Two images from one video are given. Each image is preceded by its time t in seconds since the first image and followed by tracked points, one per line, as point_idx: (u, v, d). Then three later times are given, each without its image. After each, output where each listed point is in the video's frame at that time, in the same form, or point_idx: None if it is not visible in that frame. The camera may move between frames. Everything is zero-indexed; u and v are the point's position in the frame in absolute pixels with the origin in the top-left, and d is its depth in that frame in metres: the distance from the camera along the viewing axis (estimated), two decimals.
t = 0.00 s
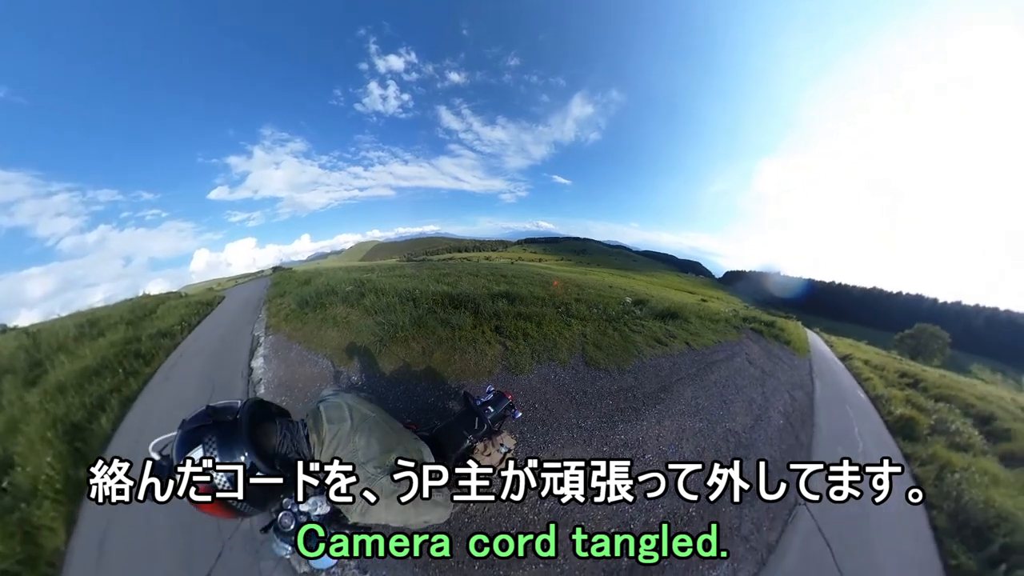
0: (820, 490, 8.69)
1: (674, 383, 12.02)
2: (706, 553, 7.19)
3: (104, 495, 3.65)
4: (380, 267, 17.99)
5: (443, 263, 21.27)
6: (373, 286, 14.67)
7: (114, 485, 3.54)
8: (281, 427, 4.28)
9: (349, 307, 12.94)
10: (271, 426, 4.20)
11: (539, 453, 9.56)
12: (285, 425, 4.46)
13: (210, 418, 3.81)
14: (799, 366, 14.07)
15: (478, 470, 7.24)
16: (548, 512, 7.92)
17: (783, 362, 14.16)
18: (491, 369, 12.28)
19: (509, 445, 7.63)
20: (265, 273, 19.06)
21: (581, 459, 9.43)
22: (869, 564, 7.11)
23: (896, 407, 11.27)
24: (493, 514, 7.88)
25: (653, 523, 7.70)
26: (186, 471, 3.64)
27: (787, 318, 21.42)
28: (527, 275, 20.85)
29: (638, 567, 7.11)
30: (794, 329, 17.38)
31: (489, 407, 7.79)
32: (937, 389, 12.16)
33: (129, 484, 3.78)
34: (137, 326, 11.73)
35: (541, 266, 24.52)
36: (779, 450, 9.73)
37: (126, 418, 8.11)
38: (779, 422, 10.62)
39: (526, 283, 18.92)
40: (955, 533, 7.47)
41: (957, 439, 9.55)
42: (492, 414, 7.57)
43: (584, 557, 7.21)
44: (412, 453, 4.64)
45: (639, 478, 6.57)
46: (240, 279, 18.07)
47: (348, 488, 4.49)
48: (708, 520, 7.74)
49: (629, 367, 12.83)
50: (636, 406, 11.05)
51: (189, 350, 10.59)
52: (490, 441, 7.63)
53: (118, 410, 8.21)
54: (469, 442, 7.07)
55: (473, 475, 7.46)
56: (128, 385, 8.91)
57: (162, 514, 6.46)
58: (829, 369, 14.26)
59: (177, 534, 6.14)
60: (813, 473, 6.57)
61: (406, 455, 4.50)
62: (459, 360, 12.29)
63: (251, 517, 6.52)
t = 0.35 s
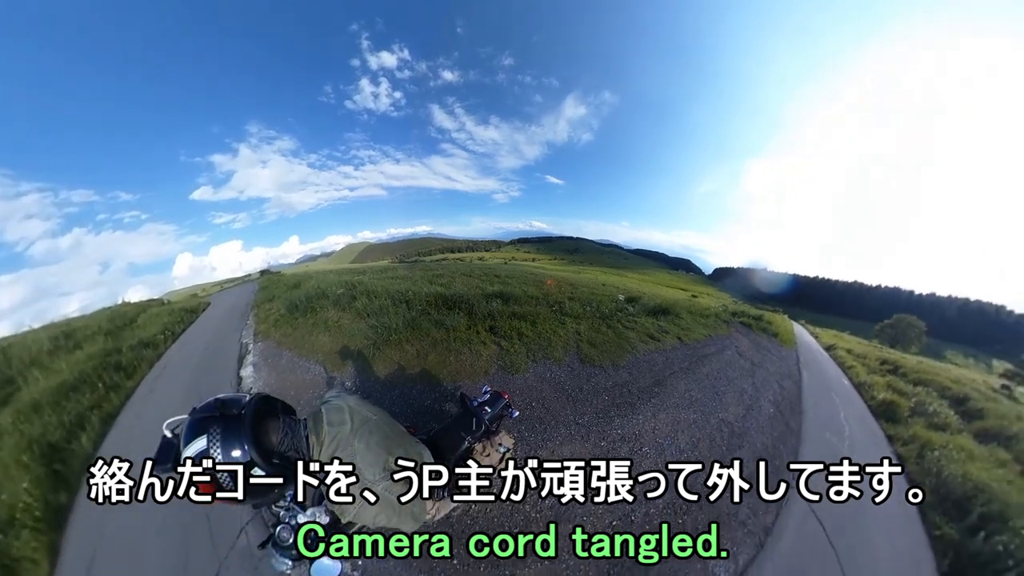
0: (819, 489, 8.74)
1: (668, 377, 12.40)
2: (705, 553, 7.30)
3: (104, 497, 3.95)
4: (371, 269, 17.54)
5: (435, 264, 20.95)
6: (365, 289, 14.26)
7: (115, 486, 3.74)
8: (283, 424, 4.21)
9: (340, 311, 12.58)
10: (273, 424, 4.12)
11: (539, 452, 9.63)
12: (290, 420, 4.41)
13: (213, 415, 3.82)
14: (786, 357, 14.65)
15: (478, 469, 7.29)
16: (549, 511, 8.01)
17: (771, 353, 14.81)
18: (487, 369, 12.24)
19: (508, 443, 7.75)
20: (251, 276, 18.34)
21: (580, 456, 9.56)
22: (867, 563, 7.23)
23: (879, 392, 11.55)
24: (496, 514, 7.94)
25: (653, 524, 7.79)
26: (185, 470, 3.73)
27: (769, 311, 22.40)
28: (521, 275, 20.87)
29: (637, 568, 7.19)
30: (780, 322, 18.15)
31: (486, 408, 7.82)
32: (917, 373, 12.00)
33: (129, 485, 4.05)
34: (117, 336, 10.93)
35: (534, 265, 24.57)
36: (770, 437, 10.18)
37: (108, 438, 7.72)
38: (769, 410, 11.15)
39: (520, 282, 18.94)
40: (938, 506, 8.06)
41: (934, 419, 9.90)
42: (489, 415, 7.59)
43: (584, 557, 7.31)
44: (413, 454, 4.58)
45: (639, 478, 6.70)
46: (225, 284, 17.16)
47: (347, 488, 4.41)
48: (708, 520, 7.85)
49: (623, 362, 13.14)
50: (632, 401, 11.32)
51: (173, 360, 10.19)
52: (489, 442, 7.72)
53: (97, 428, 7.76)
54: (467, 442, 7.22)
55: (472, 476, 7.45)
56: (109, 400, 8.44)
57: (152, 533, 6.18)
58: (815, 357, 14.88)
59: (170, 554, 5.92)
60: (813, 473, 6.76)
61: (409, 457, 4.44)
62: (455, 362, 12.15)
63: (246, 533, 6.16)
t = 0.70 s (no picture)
0: (820, 489, 8.77)
1: (664, 372, 12.73)
2: (706, 553, 7.31)
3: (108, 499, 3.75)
4: (363, 272, 17.16)
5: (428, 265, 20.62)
6: (357, 292, 13.88)
7: (114, 486, 3.38)
8: (281, 432, 3.92)
9: (332, 316, 12.25)
10: (271, 433, 3.85)
11: (539, 451, 9.66)
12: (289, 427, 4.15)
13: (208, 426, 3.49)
14: (776, 349, 15.26)
15: (478, 469, 7.09)
16: (551, 510, 8.03)
17: (761, 346, 15.40)
18: (484, 371, 12.15)
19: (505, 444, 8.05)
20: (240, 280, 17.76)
21: (579, 454, 9.65)
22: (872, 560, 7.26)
23: (865, 376, 12.05)
24: (501, 515, 7.93)
25: (653, 524, 7.80)
26: (185, 471, 3.44)
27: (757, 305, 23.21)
28: (515, 275, 20.87)
29: (637, 568, 7.20)
30: (769, 316, 18.79)
31: (484, 410, 7.86)
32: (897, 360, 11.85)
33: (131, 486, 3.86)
34: (98, 347, 10.18)
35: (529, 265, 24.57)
36: (764, 425, 10.57)
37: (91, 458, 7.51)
38: (761, 400, 11.60)
39: (515, 283, 18.95)
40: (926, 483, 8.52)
41: (917, 401, 10.09)
42: (487, 417, 7.63)
43: (584, 557, 7.34)
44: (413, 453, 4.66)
45: (639, 478, 6.72)
46: (213, 290, 16.33)
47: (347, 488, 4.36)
48: (709, 520, 7.89)
49: (619, 359, 13.38)
50: (629, 397, 11.54)
51: (158, 372, 9.82)
52: (488, 443, 8.01)
53: (81, 446, 7.54)
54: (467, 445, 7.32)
55: (473, 475, 7.24)
56: (90, 417, 8.09)
57: (143, 557, 5.93)
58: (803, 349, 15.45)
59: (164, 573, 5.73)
60: (814, 473, 6.88)
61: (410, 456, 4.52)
62: (451, 364, 11.99)
63: (245, 550, 5.99)
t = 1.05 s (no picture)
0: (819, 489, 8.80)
1: (658, 366, 13.11)
2: (706, 553, 7.43)
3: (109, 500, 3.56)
4: (354, 274, 16.67)
5: (419, 266, 20.26)
6: (349, 295, 13.46)
7: (114, 486, 3.14)
8: (275, 442, 3.73)
9: (322, 320, 11.83)
10: (264, 442, 3.65)
11: (538, 450, 9.72)
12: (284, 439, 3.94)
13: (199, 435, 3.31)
14: (765, 341, 16.03)
15: (479, 469, 6.94)
16: (554, 507, 8.11)
17: (750, 339, 16.12)
18: (480, 371, 12.09)
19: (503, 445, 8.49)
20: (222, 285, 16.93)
21: (577, 450, 9.77)
22: (872, 557, 7.39)
23: (848, 366, 13.29)
24: (504, 516, 7.87)
25: (653, 524, 7.88)
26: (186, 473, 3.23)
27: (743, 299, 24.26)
28: (508, 275, 20.86)
29: (638, 568, 7.29)
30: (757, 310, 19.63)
31: (481, 411, 7.87)
32: (879, 350, 13.99)
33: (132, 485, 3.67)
34: (73, 361, 9.69)
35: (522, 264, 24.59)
36: (755, 415, 11.06)
37: (73, 479, 7.09)
38: (751, 391, 12.14)
39: (508, 283, 18.94)
40: (908, 461, 9.14)
41: (898, 387, 11.40)
42: (484, 419, 7.62)
43: (585, 557, 7.41)
44: (410, 455, 5.05)
45: (640, 478, 6.82)
46: (196, 295, 15.29)
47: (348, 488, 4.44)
48: (708, 520, 7.99)
49: (613, 356, 13.66)
50: (624, 392, 11.82)
51: (142, 383, 9.25)
52: (489, 443, 8.40)
53: (62, 467, 7.17)
54: (467, 447, 7.45)
55: (472, 475, 7.15)
56: (69, 437, 7.68)
57: None
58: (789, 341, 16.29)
59: None
60: (813, 473, 6.69)
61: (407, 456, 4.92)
62: (446, 366, 11.83)
63: (242, 570, 5.75)
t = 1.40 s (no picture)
0: (820, 490, 8.90)
1: (652, 362, 13.44)
2: (706, 553, 7.50)
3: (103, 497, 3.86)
4: (346, 276, 16.26)
5: (412, 268, 19.92)
6: (341, 298, 13.10)
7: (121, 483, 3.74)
8: (269, 452, 4.05)
9: (314, 325, 11.47)
10: (259, 452, 4.00)
11: (538, 449, 9.74)
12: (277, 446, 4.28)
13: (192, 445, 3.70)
14: (754, 335, 16.69)
15: (478, 469, 6.93)
16: (555, 504, 8.19)
17: (741, 333, 16.77)
18: (476, 372, 12.02)
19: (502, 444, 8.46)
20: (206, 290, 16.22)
21: (576, 447, 9.86)
22: (865, 545, 7.73)
23: (835, 356, 13.95)
24: (506, 517, 7.91)
25: (653, 524, 7.94)
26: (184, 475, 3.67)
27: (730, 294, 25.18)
28: (502, 275, 20.86)
29: (637, 568, 7.32)
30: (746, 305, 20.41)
31: (478, 412, 7.99)
32: (864, 337, 14.42)
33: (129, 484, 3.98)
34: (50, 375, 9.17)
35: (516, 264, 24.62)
36: (748, 405, 11.52)
37: (54, 503, 6.69)
38: (742, 382, 12.65)
39: (502, 283, 18.93)
40: (894, 442, 9.71)
41: (881, 373, 11.96)
42: (483, 419, 7.75)
43: (584, 557, 7.44)
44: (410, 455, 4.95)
45: (640, 478, 6.94)
46: (181, 300, 14.37)
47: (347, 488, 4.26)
48: (708, 520, 8.07)
49: (608, 353, 13.91)
50: (621, 388, 12.05)
51: (126, 398, 8.71)
52: (487, 444, 8.37)
53: (41, 491, 6.73)
54: (467, 448, 7.43)
55: (472, 475, 7.07)
56: (50, 458, 7.27)
57: None
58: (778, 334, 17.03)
59: None
60: (814, 473, 6.94)
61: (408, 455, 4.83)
62: (442, 368, 11.70)
63: None
